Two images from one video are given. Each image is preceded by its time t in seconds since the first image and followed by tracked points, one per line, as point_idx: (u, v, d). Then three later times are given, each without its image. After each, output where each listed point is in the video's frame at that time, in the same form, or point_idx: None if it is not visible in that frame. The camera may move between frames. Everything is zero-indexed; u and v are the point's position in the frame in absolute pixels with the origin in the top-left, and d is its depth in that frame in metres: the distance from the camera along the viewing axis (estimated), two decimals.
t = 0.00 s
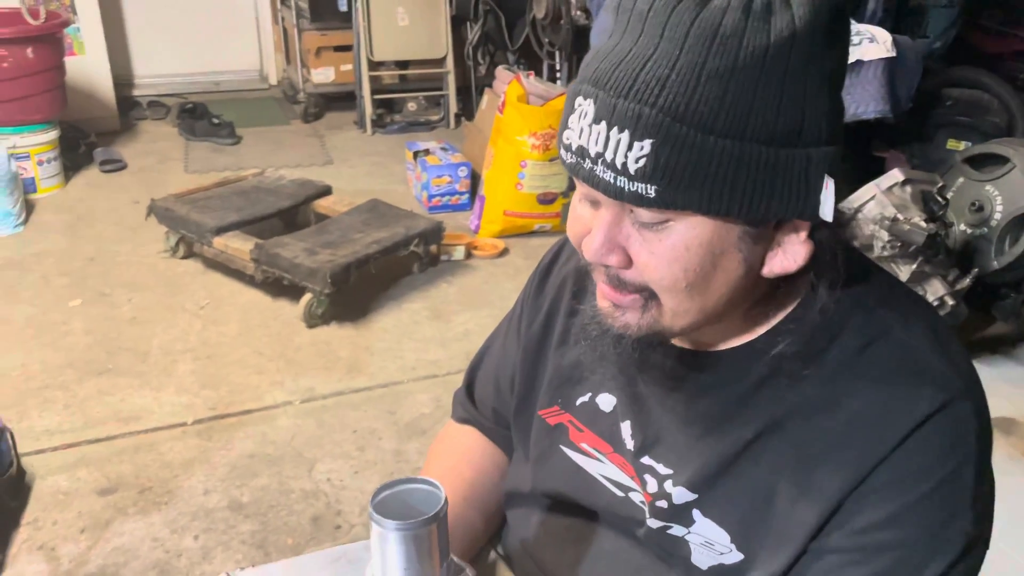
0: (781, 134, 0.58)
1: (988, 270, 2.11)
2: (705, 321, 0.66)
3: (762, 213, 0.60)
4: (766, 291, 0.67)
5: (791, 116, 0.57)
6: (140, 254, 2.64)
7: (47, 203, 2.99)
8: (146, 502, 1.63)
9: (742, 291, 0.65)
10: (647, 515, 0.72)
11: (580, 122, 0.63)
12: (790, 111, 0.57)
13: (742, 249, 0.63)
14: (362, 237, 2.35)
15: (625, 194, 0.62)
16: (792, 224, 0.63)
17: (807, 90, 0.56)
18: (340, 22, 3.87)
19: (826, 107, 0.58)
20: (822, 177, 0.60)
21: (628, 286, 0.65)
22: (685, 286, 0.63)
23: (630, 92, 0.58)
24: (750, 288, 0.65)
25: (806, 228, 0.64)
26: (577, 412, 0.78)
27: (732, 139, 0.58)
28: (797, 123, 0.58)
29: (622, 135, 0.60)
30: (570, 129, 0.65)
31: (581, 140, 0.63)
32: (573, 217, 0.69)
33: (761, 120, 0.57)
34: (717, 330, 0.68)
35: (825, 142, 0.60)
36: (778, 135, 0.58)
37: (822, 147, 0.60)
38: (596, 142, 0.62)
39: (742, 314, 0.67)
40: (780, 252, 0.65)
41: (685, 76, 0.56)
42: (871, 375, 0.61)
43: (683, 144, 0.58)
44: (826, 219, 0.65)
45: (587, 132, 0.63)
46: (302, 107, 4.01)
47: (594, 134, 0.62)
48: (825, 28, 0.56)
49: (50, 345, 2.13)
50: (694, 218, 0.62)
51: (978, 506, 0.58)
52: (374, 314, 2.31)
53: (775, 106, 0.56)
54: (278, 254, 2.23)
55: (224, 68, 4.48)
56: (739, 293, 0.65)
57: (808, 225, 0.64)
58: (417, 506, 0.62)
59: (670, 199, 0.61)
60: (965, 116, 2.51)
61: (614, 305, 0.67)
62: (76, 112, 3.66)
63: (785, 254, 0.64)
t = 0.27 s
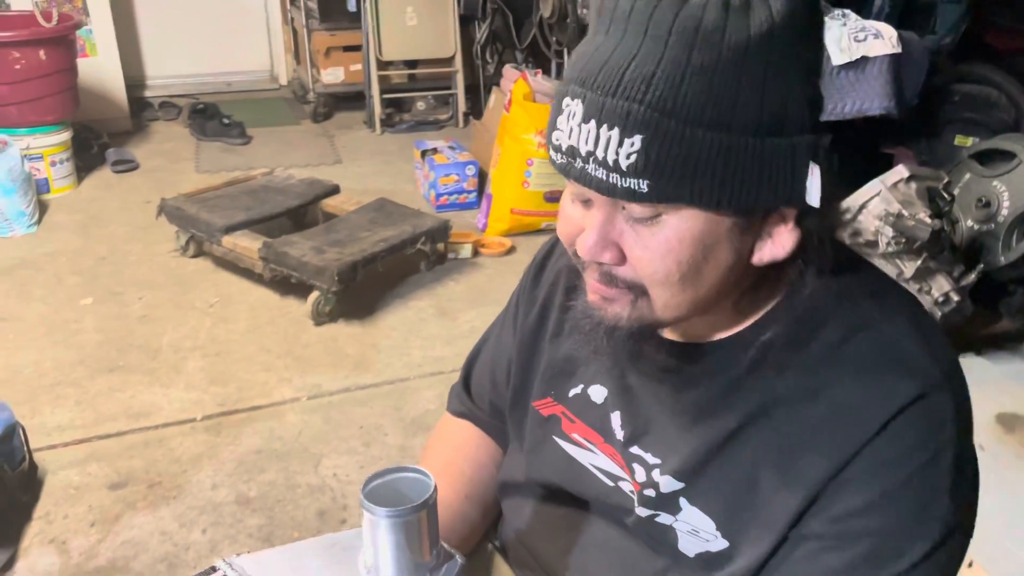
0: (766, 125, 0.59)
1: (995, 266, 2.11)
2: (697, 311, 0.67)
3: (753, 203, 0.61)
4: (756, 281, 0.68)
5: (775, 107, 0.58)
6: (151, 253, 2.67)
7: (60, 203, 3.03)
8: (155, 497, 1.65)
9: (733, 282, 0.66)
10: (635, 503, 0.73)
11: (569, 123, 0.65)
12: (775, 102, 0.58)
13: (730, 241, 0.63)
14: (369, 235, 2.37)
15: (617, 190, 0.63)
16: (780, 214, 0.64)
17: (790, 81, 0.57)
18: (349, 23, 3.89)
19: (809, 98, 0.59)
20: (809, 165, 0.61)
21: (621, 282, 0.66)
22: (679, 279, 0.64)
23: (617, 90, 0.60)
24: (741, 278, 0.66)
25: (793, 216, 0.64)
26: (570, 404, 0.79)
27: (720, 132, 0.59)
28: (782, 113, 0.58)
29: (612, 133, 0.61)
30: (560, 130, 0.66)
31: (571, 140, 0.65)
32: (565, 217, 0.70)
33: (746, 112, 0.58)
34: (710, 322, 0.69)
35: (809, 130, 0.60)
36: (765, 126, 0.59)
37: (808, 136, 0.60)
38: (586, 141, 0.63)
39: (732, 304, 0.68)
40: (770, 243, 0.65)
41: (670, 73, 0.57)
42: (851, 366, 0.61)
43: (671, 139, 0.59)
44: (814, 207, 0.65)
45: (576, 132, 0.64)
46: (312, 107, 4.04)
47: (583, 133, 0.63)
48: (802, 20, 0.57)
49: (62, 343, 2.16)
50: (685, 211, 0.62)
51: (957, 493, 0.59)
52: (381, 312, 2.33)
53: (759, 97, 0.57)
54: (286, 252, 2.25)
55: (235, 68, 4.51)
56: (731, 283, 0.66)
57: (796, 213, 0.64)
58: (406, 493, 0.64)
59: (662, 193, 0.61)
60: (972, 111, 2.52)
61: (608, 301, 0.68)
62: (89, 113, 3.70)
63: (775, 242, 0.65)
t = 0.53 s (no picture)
0: (735, 109, 0.60)
1: (999, 261, 2.13)
2: (678, 296, 0.68)
3: (727, 184, 0.63)
4: (731, 265, 0.69)
5: (742, 92, 0.60)
6: (162, 250, 2.71)
7: (73, 202, 3.08)
8: (164, 488, 1.68)
9: (712, 266, 0.67)
10: (620, 485, 0.75)
11: (546, 115, 0.66)
12: (742, 86, 0.59)
13: (708, 223, 0.65)
14: (376, 232, 2.40)
15: (596, 178, 0.64)
16: (755, 197, 0.66)
17: (757, 65, 0.59)
18: (358, 23, 3.92)
19: (775, 82, 0.61)
20: (777, 147, 0.63)
21: (603, 270, 0.68)
22: (658, 264, 0.65)
23: (591, 80, 0.61)
24: (719, 262, 0.68)
25: (768, 199, 0.66)
26: (558, 391, 0.81)
27: (691, 118, 0.60)
28: (751, 97, 0.60)
29: (587, 122, 0.63)
30: (538, 124, 0.68)
31: (549, 132, 0.66)
32: (546, 209, 0.71)
33: (716, 96, 0.59)
34: (694, 307, 0.69)
35: (777, 113, 0.62)
36: (735, 109, 0.60)
37: (775, 119, 0.62)
38: (563, 131, 0.65)
39: (712, 287, 0.69)
40: (747, 225, 0.66)
41: (641, 62, 0.59)
42: (824, 348, 0.63)
43: (645, 125, 0.61)
44: (787, 189, 0.67)
45: (554, 124, 0.66)
46: (321, 107, 4.08)
47: (560, 124, 0.65)
48: (765, 7, 0.59)
49: (74, 339, 2.20)
50: (662, 196, 0.64)
51: (927, 470, 0.61)
52: (387, 308, 2.35)
53: (727, 83, 0.59)
54: (293, 249, 2.28)
55: (246, 69, 4.56)
56: (709, 268, 0.67)
57: (769, 197, 0.66)
58: (396, 471, 0.66)
59: (638, 178, 0.63)
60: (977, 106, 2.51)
61: (591, 289, 0.69)
62: (101, 114, 3.75)
63: (751, 226, 0.66)
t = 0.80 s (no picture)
0: (702, 116, 0.63)
1: (1001, 259, 2.14)
2: (652, 291, 0.73)
3: (693, 188, 0.66)
4: (706, 262, 0.73)
5: (710, 101, 0.63)
6: (177, 252, 2.77)
7: (91, 205, 3.14)
8: (179, 482, 1.73)
9: (684, 263, 0.71)
10: (610, 470, 0.79)
11: (528, 116, 0.71)
12: (709, 97, 0.63)
13: (677, 223, 0.69)
14: (386, 233, 2.45)
15: (570, 177, 0.69)
16: (723, 198, 0.69)
17: (724, 77, 0.62)
18: (369, 28, 3.98)
19: (744, 93, 0.63)
20: (742, 153, 0.65)
21: (579, 263, 0.73)
22: (629, 261, 0.70)
23: (567, 86, 0.66)
24: (691, 259, 0.71)
25: (736, 201, 0.69)
26: (553, 381, 0.85)
27: (658, 123, 0.64)
28: (717, 107, 0.63)
29: (562, 125, 0.67)
30: (521, 123, 0.73)
31: (529, 133, 0.71)
32: (532, 204, 0.76)
33: (682, 105, 0.63)
34: (671, 302, 0.74)
35: (743, 122, 0.65)
36: (701, 118, 0.63)
37: (741, 127, 0.64)
38: (542, 132, 0.69)
39: (689, 284, 0.73)
40: (715, 224, 0.70)
41: (613, 71, 0.63)
42: (801, 338, 0.67)
43: (614, 130, 0.65)
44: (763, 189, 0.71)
45: (533, 125, 0.70)
46: (333, 110, 4.13)
47: (539, 125, 0.69)
48: (736, 22, 0.61)
49: (92, 338, 2.25)
50: (632, 197, 0.68)
51: (898, 453, 0.64)
52: (396, 307, 2.40)
53: (695, 92, 0.62)
54: (304, 250, 2.33)
55: (259, 74, 4.63)
56: (681, 264, 0.71)
57: (738, 198, 0.69)
58: (396, 457, 0.70)
59: (607, 179, 0.67)
60: (981, 106, 2.53)
61: (573, 280, 0.75)
62: (117, 119, 3.82)
63: (718, 226, 0.70)
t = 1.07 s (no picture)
0: (686, 122, 0.68)
1: (1002, 262, 2.17)
2: (645, 287, 0.77)
3: (680, 190, 0.71)
4: (697, 259, 0.77)
5: (693, 108, 0.68)
6: (193, 255, 2.83)
7: (109, 210, 3.22)
8: (196, 477, 1.79)
9: (674, 260, 0.76)
10: (606, 459, 0.84)
11: (525, 126, 0.75)
12: (692, 104, 0.67)
13: (666, 223, 0.73)
14: (396, 236, 2.50)
15: (564, 181, 0.73)
16: (710, 200, 0.73)
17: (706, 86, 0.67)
18: (380, 35, 4.04)
19: (723, 100, 0.68)
20: (725, 156, 0.70)
21: (575, 262, 0.78)
22: (621, 258, 0.75)
23: (561, 97, 0.70)
24: (681, 257, 0.76)
25: (722, 201, 0.73)
26: (553, 375, 0.90)
27: (647, 130, 0.68)
28: (700, 114, 0.68)
29: (556, 133, 0.71)
30: (519, 132, 0.77)
31: (526, 141, 0.75)
32: (531, 208, 0.81)
33: (667, 113, 0.68)
34: (664, 299, 0.79)
35: (725, 126, 0.69)
36: (685, 124, 0.68)
37: (723, 132, 0.69)
38: (539, 141, 0.74)
39: (682, 282, 0.78)
40: (702, 224, 0.74)
41: (602, 82, 0.67)
42: (782, 332, 0.72)
43: (605, 137, 0.69)
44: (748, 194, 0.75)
45: (530, 134, 0.75)
46: (345, 116, 4.20)
47: (535, 134, 0.74)
48: (716, 35, 0.66)
49: (111, 339, 2.32)
50: (624, 198, 0.73)
51: (873, 440, 0.69)
52: (407, 309, 2.45)
53: (679, 100, 0.67)
54: (317, 253, 2.38)
55: (273, 81, 4.70)
56: (671, 262, 0.76)
57: (723, 199, 0.73)
58: (404, 445, 0.75)
59: (600, 182, 0.72)
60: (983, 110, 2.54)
61: (571, 279, 0.80)
62: (135, 125, 3.90)
63: (705, 224, 0.74)
